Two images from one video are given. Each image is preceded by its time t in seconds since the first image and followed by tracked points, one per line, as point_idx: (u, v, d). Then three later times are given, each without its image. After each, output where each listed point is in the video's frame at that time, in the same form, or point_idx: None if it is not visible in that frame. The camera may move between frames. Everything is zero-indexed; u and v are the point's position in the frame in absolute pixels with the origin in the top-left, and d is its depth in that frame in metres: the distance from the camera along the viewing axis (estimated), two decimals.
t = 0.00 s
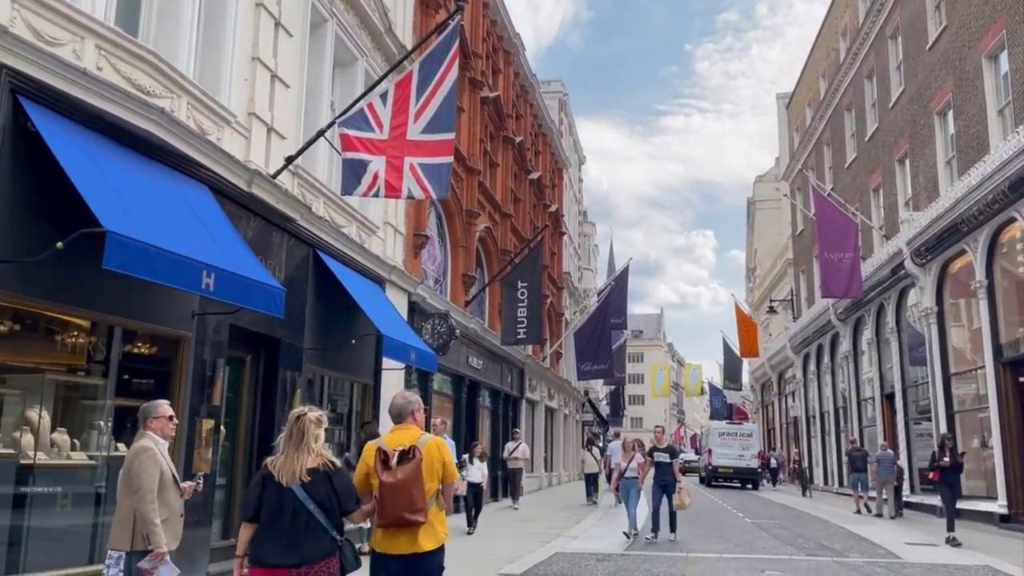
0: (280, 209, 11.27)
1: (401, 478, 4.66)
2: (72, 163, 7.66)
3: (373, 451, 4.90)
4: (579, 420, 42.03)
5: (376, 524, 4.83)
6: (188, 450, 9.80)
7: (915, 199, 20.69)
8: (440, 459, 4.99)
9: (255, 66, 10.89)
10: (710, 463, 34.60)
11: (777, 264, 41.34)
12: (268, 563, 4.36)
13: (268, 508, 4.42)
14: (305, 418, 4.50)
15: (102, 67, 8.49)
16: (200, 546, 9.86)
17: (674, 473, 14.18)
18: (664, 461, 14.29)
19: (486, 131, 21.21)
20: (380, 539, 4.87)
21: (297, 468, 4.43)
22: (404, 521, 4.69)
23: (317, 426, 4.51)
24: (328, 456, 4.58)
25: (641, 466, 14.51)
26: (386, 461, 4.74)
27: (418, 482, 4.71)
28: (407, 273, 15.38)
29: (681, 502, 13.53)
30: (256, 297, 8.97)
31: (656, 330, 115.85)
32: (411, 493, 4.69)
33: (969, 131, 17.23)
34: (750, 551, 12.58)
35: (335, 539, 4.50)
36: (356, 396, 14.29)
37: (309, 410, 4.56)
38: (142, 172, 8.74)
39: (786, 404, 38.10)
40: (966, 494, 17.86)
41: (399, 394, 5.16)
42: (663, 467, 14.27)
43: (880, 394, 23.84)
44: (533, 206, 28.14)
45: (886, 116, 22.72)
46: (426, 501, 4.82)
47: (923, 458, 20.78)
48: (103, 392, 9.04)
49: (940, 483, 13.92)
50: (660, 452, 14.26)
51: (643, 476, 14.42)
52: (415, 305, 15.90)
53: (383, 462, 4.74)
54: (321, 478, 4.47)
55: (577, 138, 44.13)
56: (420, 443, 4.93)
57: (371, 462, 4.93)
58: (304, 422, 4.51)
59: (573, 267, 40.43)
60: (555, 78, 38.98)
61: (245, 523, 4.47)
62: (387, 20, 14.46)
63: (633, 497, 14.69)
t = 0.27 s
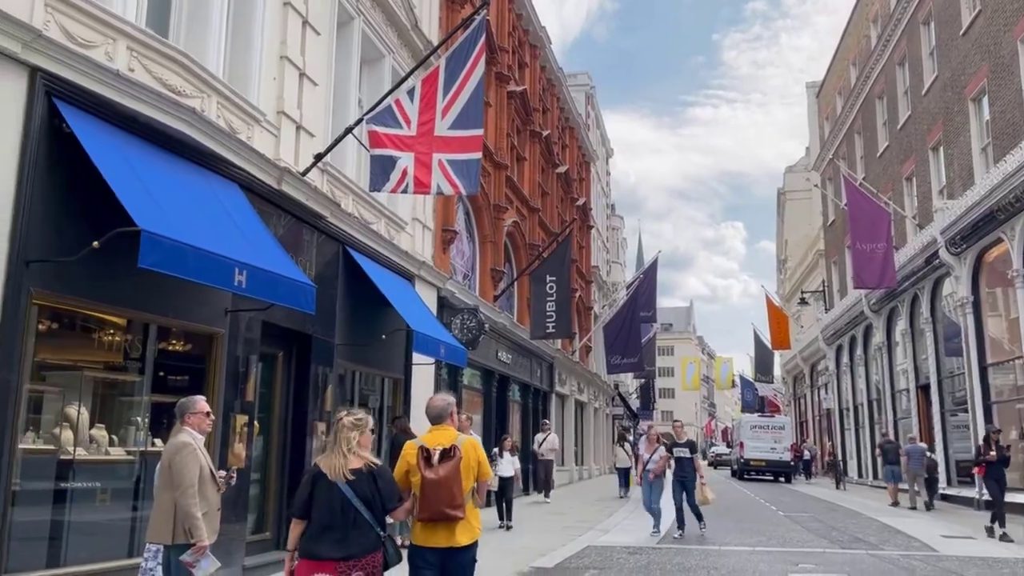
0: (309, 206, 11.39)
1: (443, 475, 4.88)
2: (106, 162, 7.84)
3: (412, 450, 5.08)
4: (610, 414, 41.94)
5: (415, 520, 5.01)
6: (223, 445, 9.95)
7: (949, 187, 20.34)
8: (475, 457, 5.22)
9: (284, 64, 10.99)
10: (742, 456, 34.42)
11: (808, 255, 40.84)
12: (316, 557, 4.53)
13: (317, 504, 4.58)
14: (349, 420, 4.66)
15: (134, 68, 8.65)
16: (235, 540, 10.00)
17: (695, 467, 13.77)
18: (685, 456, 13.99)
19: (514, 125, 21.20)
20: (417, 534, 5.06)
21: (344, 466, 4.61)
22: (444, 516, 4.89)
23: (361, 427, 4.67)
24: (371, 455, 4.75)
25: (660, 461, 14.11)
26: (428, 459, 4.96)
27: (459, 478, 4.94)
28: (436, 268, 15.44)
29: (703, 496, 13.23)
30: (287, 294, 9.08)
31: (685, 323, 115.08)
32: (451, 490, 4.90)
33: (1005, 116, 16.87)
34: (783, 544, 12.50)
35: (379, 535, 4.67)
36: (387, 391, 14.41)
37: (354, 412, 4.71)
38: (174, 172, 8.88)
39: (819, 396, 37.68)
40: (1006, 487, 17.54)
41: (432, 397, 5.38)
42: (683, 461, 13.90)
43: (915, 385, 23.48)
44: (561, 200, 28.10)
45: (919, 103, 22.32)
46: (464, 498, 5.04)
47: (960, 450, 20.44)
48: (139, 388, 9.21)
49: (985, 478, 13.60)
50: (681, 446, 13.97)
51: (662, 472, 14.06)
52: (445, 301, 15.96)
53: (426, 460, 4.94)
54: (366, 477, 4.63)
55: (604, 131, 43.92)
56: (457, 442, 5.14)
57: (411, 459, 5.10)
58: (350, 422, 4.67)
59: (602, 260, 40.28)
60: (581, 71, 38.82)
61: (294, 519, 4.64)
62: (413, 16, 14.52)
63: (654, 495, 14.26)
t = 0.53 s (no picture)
0: (352, 203, 11.57)
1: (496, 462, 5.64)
2: (155, 163, 8.09)
3: (470, 439, 5.82)
4: (652, 406, 41.72)
5: (472, 503, 5.79)
6: (272, 439, 10.17)
7: (1001, 171, 19.81)
8: (527, 448, 5.91)
9: (325, 63, 11.15)
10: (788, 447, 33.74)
11: (854, 243, 40.07)
12: (382, 535, 5.31)
13: (381, 488, 5.34)
14: (411, 412, 5.42)
15: (180, 71, 8.91)
16: (285, 532, 10.22)
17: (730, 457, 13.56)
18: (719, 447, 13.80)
19: (552, 118, 21.17)
20: (473, 515, 5.84)
21: (404, 454, 5.36)
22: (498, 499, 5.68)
23: (420, 418, 5.42)
24: (427, 443, 5.49)
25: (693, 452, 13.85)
26: (484, 449, 5.71)
27: (511, 467, 5.70)
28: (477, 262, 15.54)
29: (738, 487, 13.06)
30: (332, 290, 9.25)
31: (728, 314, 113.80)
32: (504, 475, 5.68)
33: None
34: (831, 536, 12.37)
35: (439, 516, 5.40)
36: (431, 385, 14.55)
37: (414, 403, 5.48)
38: (220, 172, 9.10)
39: (867, 387, 37.02)
40: None
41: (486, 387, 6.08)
42: (718, 452, 13.75)
43: (966, 375, 22.95)
44: (600, 192, 28.00)
45: (968, 85, 21.75)
46: (517, 485, 5.81)
47: (1015, 441, 19.95)
48: (189, 384, 9.43)
49: None
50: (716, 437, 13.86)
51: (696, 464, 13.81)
52: (486, 295, 16.05)
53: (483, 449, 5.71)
54: (424, 463, 5.36)
55: (643, 121, 43.59)
56: (510, 434, 5.83)
57: (467, 448, 5.85)
58: (412, 414, 5.43)
59: (643, 252, 40.01)
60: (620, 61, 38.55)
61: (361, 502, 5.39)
62: (451, 12, 14.59)
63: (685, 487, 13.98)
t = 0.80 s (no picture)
0: (414, 199, 11.78)
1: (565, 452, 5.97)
2: (226, 165, 8.39)
3: (540, 430, 6.17)
4: (719, 398, 41.17)
5: (544, 491, 6.13)
6: (342, 433, 10.43)
7: None
8: (596, 439, 6.22)
9: (385, 62, 11.38)
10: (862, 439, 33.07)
11: (928, 227, 38.76)
12: (458, 523, 5.61)
13: (455, 477, 5.68)
14: (481, 405, 5.72)
15: (248, 74, 9.21)
16: (357, 524, 10.47)
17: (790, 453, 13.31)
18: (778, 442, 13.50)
19: (611, 109, 21.06)
20: (545, 502, 6.18)
21: (475, 445, 5.67)
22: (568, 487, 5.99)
23: (489, 411, 5.71)
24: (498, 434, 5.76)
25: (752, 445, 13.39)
26: (554, 439, 6.03)
27: (580, 456, 6.01)
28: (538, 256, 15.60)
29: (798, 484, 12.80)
30: (398, 286, 9.42)
31: (796, 303, 111.31)
32: (573, 464, 5.99)
33: None
34: (908, 529, 12.06)
35: (508, 504, 5.69)
36: (495, 379, 14.68)
37: (485, 397, 5.78)
38: (288, 172, 9.38)
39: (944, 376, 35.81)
40: None
41: (556, 380, 6.41)
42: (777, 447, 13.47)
43: None
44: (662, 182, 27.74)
45: None
46: (586, 474, 6.12)
47: None
48: (261, 380, 9.71)
49: None
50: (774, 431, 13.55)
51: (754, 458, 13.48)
52: (548, 288, 16.11)
53: (552, 440, 6.02)
54: (495, 454, 5.65)
55: (704, 109, 42.95)
56: (579, 424, 6.14)
57: (538, 438, 6.21)
58: (483, 407, 5.75)
59: (706, 242, 39.47)
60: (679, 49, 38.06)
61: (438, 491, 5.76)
62: (508, 6, 14.67)
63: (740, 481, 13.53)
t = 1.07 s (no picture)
0: (490, 194, 11.92)
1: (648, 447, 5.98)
2: (311, 165, 8.65)
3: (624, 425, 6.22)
4: (805, 390, 40.10)
5: (630, 486, 6.15)
6: (426, 426, 10.66)
7: None
8: (680, 433, 6.20)
9: (461, 59, 11.54)
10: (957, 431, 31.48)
11: None
12: (546, 514, 6.00)
13: (541, 470, 6.08)
14: (562, 402, 6.12)
15: (330, 76, 9.46)
16: (444, 515, 10.69)
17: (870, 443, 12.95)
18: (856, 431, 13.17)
19: (688, 97, 20.73)
20: (632, 497, 6.19)
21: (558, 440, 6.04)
22: (653, 483, 5.97)
23: (569, 407, 6.09)
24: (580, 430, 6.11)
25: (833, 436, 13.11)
26: (636, 435, 6.07)
27: (663, 451, 5.98)
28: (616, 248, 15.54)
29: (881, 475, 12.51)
30: (477, 281, 9.54)
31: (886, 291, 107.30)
32: (657, 460, 5.97)
33: None
34: (1012, 524, 11.52)
35: (593, 496, 6.00)
36: (575, 371, 14.71)
37: (565, 394, 6.16)
38: (368, 171, 9.62)
39: None
40: None
41: (642, 376, 6.36)
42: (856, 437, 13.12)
43: None
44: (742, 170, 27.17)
45: None
46: (671, 468, 6.08)
47: None
48: (347, 375, 9.97)
49: None
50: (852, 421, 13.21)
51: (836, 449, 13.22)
52: (626, 280, 16.02)
53: (636, 435, 6.08)
54: (577, 447, 6.00)
55: (785, 94, 41.82)
56: (663, 419, 6.15)
57: (622, 434, 6.27)
58: (563, 403, 6.13)
59: (790, 230, 38.45)
60: (758, 34, 37.15)
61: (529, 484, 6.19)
62: None
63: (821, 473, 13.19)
